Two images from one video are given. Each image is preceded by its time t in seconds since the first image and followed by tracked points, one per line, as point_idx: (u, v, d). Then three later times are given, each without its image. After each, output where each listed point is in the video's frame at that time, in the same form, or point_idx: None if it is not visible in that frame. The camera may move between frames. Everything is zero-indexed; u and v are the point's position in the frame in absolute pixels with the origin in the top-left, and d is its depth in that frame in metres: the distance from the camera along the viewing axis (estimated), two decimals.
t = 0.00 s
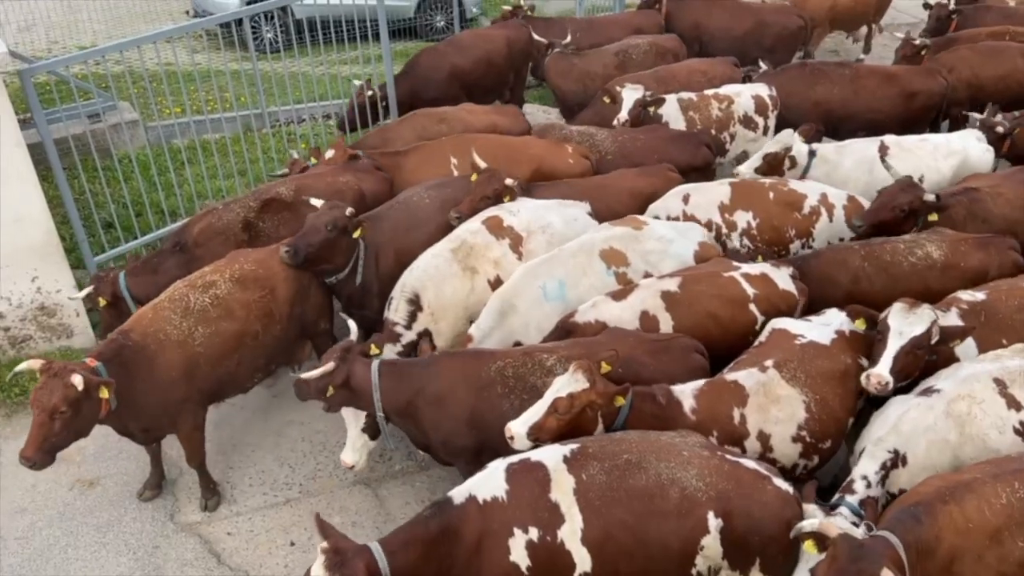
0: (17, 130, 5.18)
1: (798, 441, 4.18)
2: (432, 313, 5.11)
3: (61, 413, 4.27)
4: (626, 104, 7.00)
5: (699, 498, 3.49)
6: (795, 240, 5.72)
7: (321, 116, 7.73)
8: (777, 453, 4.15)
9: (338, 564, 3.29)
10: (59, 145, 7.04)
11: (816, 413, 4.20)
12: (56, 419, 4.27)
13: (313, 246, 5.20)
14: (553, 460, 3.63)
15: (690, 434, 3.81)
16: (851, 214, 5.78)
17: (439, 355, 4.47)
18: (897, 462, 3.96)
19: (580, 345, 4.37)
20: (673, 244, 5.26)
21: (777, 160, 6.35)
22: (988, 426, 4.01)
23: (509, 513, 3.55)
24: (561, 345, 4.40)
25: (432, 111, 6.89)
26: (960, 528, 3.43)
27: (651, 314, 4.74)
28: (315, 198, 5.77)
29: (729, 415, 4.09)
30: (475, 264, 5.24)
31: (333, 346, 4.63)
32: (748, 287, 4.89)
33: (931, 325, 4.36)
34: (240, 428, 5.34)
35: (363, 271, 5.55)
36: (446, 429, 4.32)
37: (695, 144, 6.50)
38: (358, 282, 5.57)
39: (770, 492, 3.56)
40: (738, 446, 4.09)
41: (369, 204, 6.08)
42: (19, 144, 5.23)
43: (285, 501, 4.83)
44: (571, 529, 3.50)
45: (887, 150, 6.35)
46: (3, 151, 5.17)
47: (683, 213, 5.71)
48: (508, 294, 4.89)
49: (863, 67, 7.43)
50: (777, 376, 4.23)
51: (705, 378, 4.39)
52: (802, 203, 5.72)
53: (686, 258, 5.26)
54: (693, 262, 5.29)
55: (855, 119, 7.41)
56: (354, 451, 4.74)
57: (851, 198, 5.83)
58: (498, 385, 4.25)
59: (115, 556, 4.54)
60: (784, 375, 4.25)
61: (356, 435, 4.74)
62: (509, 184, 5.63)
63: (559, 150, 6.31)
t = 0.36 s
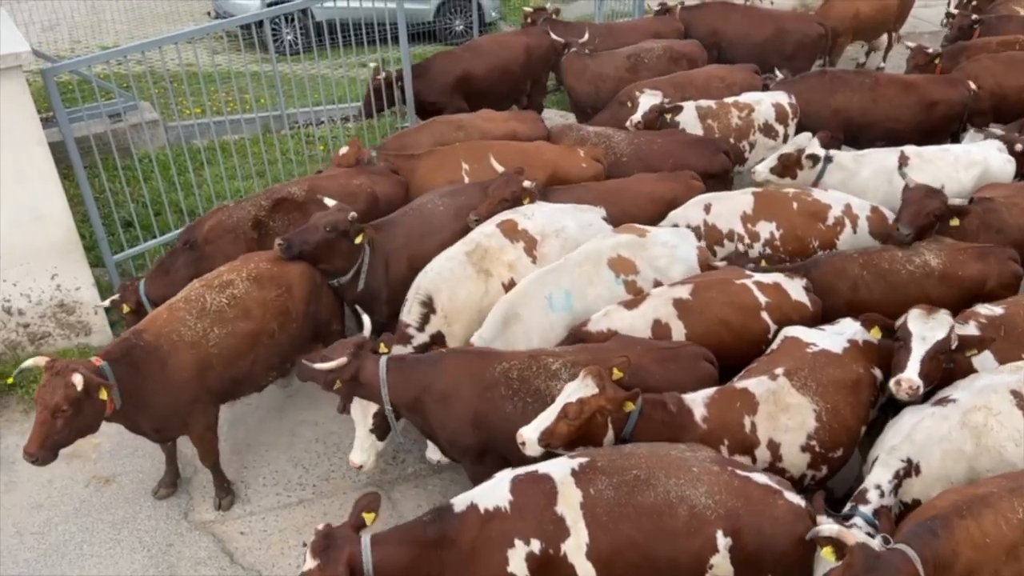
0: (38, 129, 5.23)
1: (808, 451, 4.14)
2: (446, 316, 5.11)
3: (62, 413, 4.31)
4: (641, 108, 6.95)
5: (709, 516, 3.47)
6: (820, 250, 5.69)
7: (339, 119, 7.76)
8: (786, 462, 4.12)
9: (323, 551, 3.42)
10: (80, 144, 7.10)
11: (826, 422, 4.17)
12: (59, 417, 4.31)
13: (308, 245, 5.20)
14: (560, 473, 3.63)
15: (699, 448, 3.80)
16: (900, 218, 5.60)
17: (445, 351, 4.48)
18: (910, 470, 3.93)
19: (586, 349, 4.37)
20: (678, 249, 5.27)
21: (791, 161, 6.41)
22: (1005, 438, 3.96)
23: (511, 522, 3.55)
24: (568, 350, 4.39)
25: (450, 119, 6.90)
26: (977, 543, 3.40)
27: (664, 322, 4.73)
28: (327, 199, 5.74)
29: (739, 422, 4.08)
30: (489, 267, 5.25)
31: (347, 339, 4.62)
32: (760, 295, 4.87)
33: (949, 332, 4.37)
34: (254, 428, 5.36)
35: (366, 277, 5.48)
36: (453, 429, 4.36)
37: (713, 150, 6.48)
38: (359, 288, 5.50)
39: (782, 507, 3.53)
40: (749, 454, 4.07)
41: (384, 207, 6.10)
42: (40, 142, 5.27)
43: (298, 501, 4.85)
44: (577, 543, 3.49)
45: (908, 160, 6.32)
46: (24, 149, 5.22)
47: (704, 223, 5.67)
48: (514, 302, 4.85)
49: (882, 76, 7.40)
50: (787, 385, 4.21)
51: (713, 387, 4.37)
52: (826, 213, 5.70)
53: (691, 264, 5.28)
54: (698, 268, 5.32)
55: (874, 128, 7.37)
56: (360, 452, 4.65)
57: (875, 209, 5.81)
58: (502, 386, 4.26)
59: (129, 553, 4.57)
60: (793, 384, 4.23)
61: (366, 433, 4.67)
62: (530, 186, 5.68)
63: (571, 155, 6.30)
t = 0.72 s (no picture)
0: (67, 124, 5.29)
1: (827, 463, 4.13)
2: (461, 317, 5.13)
3: (53, 408, 4.44)
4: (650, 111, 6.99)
5: (711, 537, 3.43)
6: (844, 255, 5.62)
7: (364, 118, 7.80)
8: (808, 474, 4.11)
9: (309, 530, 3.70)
10: (108, 140, 7.17)
11: (845, 432, 4.16)
12: (50, 412, 4.45)
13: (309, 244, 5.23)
14: (557, 485, 3.61)
15: (704, 463, 3.77)
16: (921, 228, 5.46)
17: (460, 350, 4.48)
18: (929, 484, 3.88)
19: (598, 354, 4.34)
20: (677, 258, 5.20)
21: (811, 164, 6.42)
22: None
23: (500, 530, 3.56)
24: (581, 353, 4.37)
25: (475, 122, 6.90)
26: (997, 559, 3.35)
27: (674, 331, 4.71)
28: (336, 199, 5.80)
29: (765, 436, 4.04)
30: (508, 269, 5.24)
31: (365, 334, 4.67)
32: (767, 301, 4.81)
33: (957, 367, 4.20)
34: (272, 424, 5.39)
35: (370, 279, 5.46)
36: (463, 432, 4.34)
37: (736, 151, 6.43)
38: (362, 291, 5.48)
39: (784, 525, 3.49)
40: (773, 470, 4.04)
41: (405, 207, 6.10)
42: (69, 138, 5.34)
43: (315, 498, 4.87)
44: (568, 557, 3.46)
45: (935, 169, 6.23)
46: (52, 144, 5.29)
47: (728, 228, 5.63)
48: (516, 312, 4.87)
49: (911, 83, 7.32)
50: (806, 398, 4.18)
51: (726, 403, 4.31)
52: (852, 220, 5.64)
53: (690, 272, 5.20)
54: (699, 276, 5.24)
55: (902, 135, 7.29)
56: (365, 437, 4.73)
57: (901, 216, 5.73)
58: (512, 385, 4.26)
59: (148, 545, 4.62)
60: (812, 395, 4.20)
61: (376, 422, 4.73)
62: (554, 185, 5.68)
63: (592, 158, 6.27)
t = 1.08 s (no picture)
0: (98, 117, 5.35)
1: (853, 472, 4.10)
2: (474, 318, 5.09)
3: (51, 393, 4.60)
4: (670, 108, 6.90)
5: (694, 543, 3.39)
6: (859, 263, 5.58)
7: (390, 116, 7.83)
8: (834, 484, 4.07)
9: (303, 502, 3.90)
10: (138, 133, 7.24)
11: (871, 442, 4.11)
12: (50, 395, 4.61)
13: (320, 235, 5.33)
14: (541, 480, 3.63)
15: (692, 468, 3.77)
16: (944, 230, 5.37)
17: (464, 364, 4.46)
18: (946, 499, 3.80)
19: (613, 365, 4.30)
20: (694, 265, 5.18)
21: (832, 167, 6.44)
22: None
23: (483, 521, 3.59)
24: (593, 365, 4.32)
25: (502, 121, 6.91)
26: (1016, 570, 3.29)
27: (683, 336, 4.66)
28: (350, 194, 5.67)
29: (793, 447, 4.01)
30: (526, 272, 5.22)
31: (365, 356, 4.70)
32: (776, 305, 4.79)
33: (967, 399, 3.97)
34: (294, 418, 5.41)
35: (378, 276, 5.51)
36: (473, 441, 4.33)
37: (765, 151, 6.40)
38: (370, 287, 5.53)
39: (770, 533, 3.45)
40: (801, 475, 4.01)
41: (428, 205, 6.11)
42: (99, 130, 5.39)
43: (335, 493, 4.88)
44: (548, 554, 3.48)
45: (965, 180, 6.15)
46: (85, 136, 5.36)
47: (751, 231, 5.56)
48: (525, 312, 4.81)
49: (941, 90, 7.25)
50: (832, 404, 4.14)
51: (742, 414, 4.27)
52: (878, 227, 5.59)
53: (706, 280, 5.17)
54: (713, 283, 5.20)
55: (931, 143, 7.22)
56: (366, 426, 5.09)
57: (929, 224, 5.66)
58: (522, 400, 4.22)
59: (168, 535, 4.66)
60: (838, 403, 4.15)
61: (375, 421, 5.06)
62: (574, 181, 5.64)
63: (618, 158, 6.24)
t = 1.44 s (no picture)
0: (129, 110, 5.41)
1: (877, 484, 4.05)
2: (483, 312, 5.10)
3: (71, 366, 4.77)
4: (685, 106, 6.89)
5: (675, 532, 3.38)
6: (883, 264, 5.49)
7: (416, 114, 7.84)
8: (857, 496, 4.02)
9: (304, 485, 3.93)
10: (168, 127, 7.30)
11: (895, 455, 4.06)
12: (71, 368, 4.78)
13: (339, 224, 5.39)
14: (530, 460, 3.65)
15: (687, 463, 3.73)
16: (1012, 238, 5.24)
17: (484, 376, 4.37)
18: (967, 508, 3.75)
19: (632, 369, 4.28)
20: (709, 273, 5.11)
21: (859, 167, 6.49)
22: None
23: (470, 498, 3.63)
24: (613, 368, 4.30)
25: (529, 118, 6.90)
26: None
27: (692, 343, 4.62)
28: (379, 181, 5.69)
29: (819, 455, 3.96)
30: (541, 271, 5.20)
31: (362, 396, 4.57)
32: (790, 315, 4.71)
33: (993, 407, 3.92)
34: (314, 412, 5.42)
35: (393, 263, 5.54)
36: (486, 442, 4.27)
37: (797, 153, 6.35)
38: (384, 274, 5.57)
39: (758, 532, 3.39)
40: (826, 488, 3.96)
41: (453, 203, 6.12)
42: (129, 122, 5.45)
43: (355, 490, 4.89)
44: (532, 530, 3.52)
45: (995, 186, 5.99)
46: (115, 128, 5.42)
47: (781, 234, 5.55)
48: (529, 309, 4.80)
49: (972, 96, 7.16)
50: (857, 415, 4.08)
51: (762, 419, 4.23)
52: (914, 236, 5.50)
53: (721, 288, 5.10)
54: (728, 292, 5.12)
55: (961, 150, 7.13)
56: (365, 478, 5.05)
57: (968, 233, 5.56)
58: (539, 410, 4.18)
59: (188, 526, 4.69)
60: (863, 413, 4.10)
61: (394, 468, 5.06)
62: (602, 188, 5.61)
63: (648, 160, 6.21)
